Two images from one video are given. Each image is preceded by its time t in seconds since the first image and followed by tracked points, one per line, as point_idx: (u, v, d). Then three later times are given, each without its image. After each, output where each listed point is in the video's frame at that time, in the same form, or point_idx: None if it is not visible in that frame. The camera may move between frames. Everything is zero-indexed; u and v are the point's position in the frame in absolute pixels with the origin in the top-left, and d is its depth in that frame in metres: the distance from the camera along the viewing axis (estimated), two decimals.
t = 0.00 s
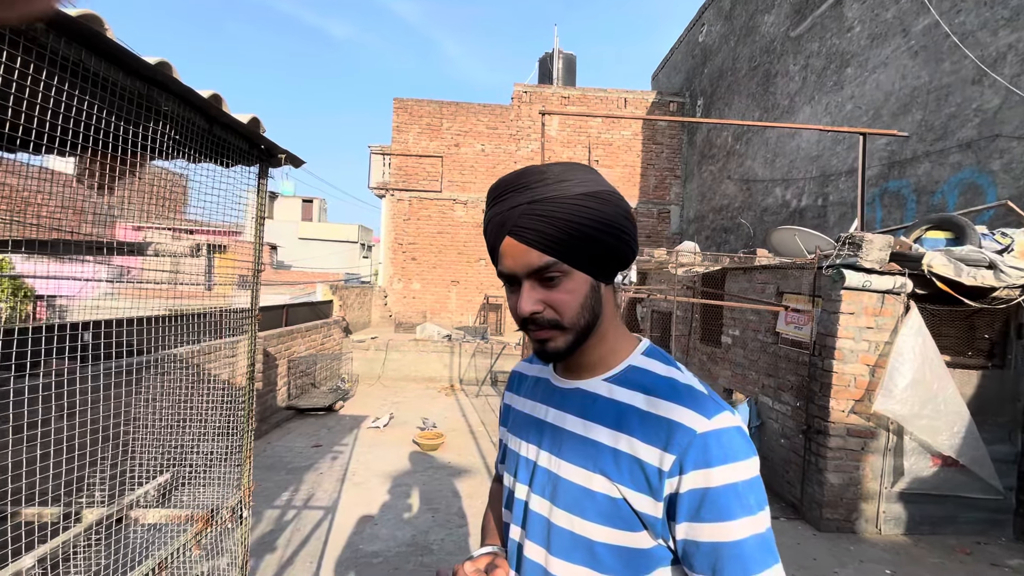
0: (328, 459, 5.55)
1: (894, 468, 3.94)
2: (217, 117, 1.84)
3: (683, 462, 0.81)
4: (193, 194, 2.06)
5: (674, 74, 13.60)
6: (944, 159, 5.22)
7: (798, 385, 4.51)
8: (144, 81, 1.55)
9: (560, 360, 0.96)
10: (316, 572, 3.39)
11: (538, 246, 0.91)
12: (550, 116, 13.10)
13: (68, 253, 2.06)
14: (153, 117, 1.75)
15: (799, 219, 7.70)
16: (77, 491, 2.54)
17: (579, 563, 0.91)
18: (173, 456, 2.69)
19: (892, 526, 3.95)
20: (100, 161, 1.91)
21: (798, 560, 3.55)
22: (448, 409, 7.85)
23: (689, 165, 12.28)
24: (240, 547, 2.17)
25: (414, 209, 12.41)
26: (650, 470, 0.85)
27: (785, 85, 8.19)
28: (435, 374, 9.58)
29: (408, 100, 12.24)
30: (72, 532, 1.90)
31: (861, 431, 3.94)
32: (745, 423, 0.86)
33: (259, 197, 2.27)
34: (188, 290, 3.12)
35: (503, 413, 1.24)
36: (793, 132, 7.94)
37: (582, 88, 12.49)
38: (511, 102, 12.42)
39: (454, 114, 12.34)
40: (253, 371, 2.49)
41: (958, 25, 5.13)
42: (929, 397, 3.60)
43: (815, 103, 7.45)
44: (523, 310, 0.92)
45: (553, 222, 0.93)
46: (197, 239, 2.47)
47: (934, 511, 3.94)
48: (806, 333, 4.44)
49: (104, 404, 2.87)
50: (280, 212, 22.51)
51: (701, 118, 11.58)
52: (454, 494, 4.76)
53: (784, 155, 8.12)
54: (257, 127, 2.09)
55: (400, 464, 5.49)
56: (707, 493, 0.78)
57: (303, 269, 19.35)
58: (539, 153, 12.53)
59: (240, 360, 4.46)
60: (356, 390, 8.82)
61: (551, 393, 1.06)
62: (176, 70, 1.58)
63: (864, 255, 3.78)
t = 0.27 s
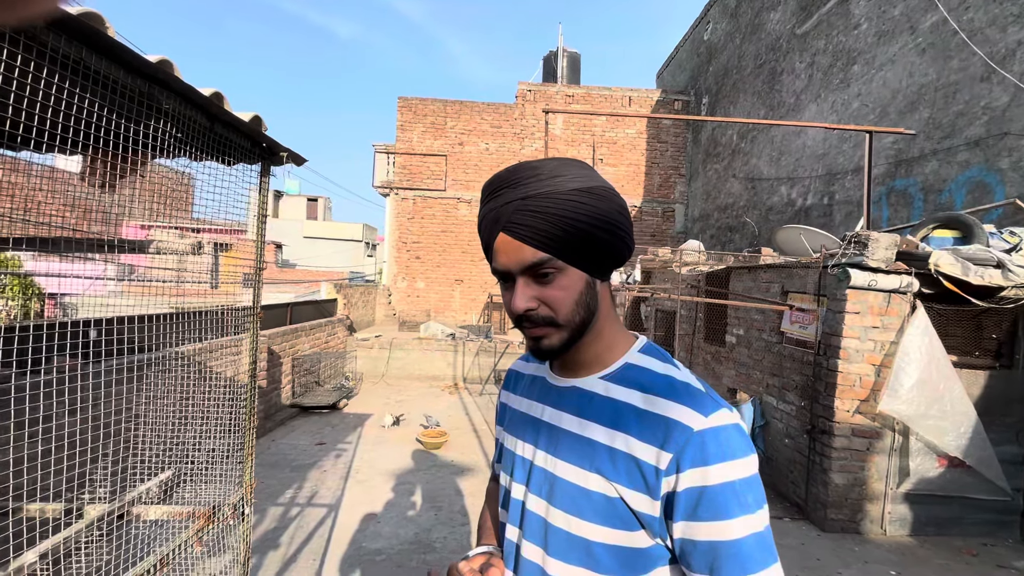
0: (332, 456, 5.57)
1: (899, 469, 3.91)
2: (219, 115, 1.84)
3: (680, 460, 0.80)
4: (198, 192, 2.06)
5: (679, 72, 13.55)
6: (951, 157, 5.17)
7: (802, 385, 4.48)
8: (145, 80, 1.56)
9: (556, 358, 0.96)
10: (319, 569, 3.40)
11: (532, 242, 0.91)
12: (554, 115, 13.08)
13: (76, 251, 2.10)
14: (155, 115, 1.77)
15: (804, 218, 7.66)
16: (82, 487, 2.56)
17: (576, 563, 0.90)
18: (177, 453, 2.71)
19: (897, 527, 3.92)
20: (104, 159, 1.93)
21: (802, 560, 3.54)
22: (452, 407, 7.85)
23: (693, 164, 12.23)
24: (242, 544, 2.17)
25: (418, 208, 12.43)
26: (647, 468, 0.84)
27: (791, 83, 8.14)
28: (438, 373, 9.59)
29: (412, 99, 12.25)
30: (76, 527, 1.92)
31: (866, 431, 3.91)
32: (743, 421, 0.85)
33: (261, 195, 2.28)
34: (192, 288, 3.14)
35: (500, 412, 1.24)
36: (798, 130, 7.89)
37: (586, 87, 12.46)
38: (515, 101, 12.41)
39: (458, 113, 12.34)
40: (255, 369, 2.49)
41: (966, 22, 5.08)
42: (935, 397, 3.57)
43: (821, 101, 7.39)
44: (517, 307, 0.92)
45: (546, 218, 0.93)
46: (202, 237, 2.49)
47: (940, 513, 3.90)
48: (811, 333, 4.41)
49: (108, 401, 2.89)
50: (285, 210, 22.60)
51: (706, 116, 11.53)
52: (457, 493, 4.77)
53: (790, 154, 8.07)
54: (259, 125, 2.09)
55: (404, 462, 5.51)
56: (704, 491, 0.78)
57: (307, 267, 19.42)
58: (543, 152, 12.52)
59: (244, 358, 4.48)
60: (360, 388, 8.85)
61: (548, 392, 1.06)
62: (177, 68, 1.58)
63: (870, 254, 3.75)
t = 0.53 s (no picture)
0: (337, 453, 5.60)
1: (906, 470, 3.89)
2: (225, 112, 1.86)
3: (684, 461, 0.80)
4: (206, 189, 2.09)
5: (685, 71, 13.49)
6: (960, 156, 5.13)
7: (808, 384, 4.46)
8: (152, 77, 1.58)
9: (559, 357, 0.96)
10: (323, 565, 3.42)
11: (535, 240, 0.91)
12: (559, 113, 13.05)
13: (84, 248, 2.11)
14: (162, 113, 1.78)
15: (811, 217, 7.61)
16: (90, 481, 2.59)
17: (580, 563, 0.91)
18: (183, 448, 2.73)
19: (903, 528, 3.90)
20: (112, 157, 1.95)
21: (806, 561, 3.53)
22: (456, 405, 7.87)
23: (699, 162, 12.18)
24: (247, 539, 2.18)
25: (423, 206, 12.45)
26: (651, 468, 0.84)
27: (798, 81, 8.09)
28: (443, 371, 9.61)
29: (417, 97, 12.27)
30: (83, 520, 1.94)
31: (872, 432, 3.88)
32: (748, 421, 0.85)
33: (267, 193, 2.29)
34: (200, 285, 3.16)
35: (504, 411, 1.24)
36: (805, 129, 7.84)
37: (591, 85, 12.42)
38: (520, 99, 12.40)
39: (463, 111, 12.34)
40: (261, 366, 2.50)
41: (976, 19, 5.03)
42: (943, 398, 3.54)
43: (829, 99, 7.34)
44: (520, 305, 0.92)
45: (549, 215, 0.93)
46: (209, 234, 2.50)
47: (947, 514, 3.88)
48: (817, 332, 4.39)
49: (116, 397, 2.92)
50: (291, 208, 22.69)
51: (712, 114, 11.47)
52: (461, 490, 4.78)
53: (796, 152, 8.02)
54: (265, 122, 2.10)
55: (408, 460, 5.53)
56: (708, 491, 0.77)
57: (313, 265, 19.50)
58: (548, 150, 12.50)
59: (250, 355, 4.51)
60: (365, 386, 8.88)
61: (552, 390, 1.06)
62: (184, 66, 1.59)
63: (876, 253, 3.72)
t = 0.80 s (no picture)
0: (341, 449, 5.63)
1: (910, 470, 3.87)
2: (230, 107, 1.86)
3: (686, 456, 0.80)
4: (212, 184, 2.11)
5: (691, 69, 13.43)
6: (968, 155, 5.09)
7: (812, 384, 4.44)
8: (157, 71, 1.59)
9: (561, 351, 0.96)
10: (327, 560, 3.44)
11: (536, 233, 0.92)
12: (564, 111, 13.02)
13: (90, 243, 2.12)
14: (167, 107, 1.79)
15: (816, 216, 7.57)
16: (96, 474, 2.61)
17: (580, 557, 0.91)
18: (188, 442, 2.74)
19: (907, 529, 3.88)
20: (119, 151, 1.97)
21: (809, 560, 3.52)
22: (459, 402, 7.89)
23: (704, 161, 12.13)
24: (251, 533, 2.19)
25: (427, 204, 12.47)
26: (653, 463, 0.84)
27: (805, 79, 8.03)
28: (446, 368, 9.63)
29: (422, 95, 12.28)
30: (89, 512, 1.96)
31: (876, 432, 3.87)
32: (752, 417, 0.85)
33: (272, 189, 2.30)
34: (205, 281, 3.19)
35: (506, 405, 1.25)
36: (812, 127, 7.79)
37: (596, 83, 12.39)
38: (524, 97, 12.38)
39: (468, 109, 12.34)
40: (265, 361, 2.52)
41: (985, 16, 4.98)
42: (948, 398, 3.52)
43: (835, 97, 7.29)
44: (522, 299, 0.92)
45: (551, 209, 0.93)
46: (214, 230, 2.52)
47: (951, 515, 3.86)
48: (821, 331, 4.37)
49: (122, 391, 2.94)
50: (296, 206, 22.77)
51: (717, 113, 11.42)
52: (463, 487, 4.79)
53: (802, 151, 7.98)
54: (270, 118, 2.11)
55: (411, 456, 5.55)
56: (710, 487, 0.77)
57: (318, 262, 19.57)
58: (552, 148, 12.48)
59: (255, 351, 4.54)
60: (369, 383, 8.91)
61: (554, 385, 1.07)
62: (189, 60, 1.60)
63: (882, 252, 3.70)
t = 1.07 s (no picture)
0: (343, 446, 5.67)
1: (911, 471, 3.87)
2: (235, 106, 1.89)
3: (678, 450, 0.82)
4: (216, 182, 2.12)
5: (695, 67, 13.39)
6: (973, 155, 5.07)
7: (813, 384, 4.44)
8: (164, 70, 1.61)
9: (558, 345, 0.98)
10: (329, 555, 3.48)
11: (536, 229, 0.93)
12: (568, 110, 13.01)
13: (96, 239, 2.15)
14: (173, 105, 1.82)
15: (820, 216, 7.55)
16: (101, 467, 2.65)
17: (573, 549, 0.93)
18: (193, 436, 2.78)
19: (908, 529, 3.88)
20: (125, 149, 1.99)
21: (808, 560, 3.53)
22: (461, 400, 7.92)
23: (708, 160, 12.11)
24: (253, 526, 2.22)
25: (430, 202, 12.49)
26: (646, 457, 0.86)
27: (809, 78, 8.00)
28: (448, 366, 9.67)
29: (426, 93, 12.29)
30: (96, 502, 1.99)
31: (877, 432, 3.87)
32: (744, 414, 0.86)
33: (276, 187, 2.32)
34: (209, 278, 3.22)
35: (504, 400, 1.27)
36: (816, 126, 7.77)
37: (600, 82, 12.37)
38: (528, 95, 12.37)
39: (472, 107, 12.35)
40: (269, 356, 2.54)
41: (992, 16, 4.95)
42: (950, 398, 3.52)
43: (840, 96, 7.27)
44: (520, 293, 0.94)
45: (551, 206, 0.95)
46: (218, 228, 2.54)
47: (952, 515, 3.86)
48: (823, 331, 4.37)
49: (128, 386, 2.97)
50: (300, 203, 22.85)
51: (722, 112, 11.39)
52: (465, 484, 4.82)
53: (807, 150, 7.95)
54: (274, 116, 2.13)
55: (412, 453, 5.58)
56: (701, 481, 0.79)
57: (321, 259, 19.64)
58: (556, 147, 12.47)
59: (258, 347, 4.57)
60: (371, 380, 8.95)
61: (551, 380, 1.09)
62: (195, 60, 1.62)
63: (885, 252, 3.69)
